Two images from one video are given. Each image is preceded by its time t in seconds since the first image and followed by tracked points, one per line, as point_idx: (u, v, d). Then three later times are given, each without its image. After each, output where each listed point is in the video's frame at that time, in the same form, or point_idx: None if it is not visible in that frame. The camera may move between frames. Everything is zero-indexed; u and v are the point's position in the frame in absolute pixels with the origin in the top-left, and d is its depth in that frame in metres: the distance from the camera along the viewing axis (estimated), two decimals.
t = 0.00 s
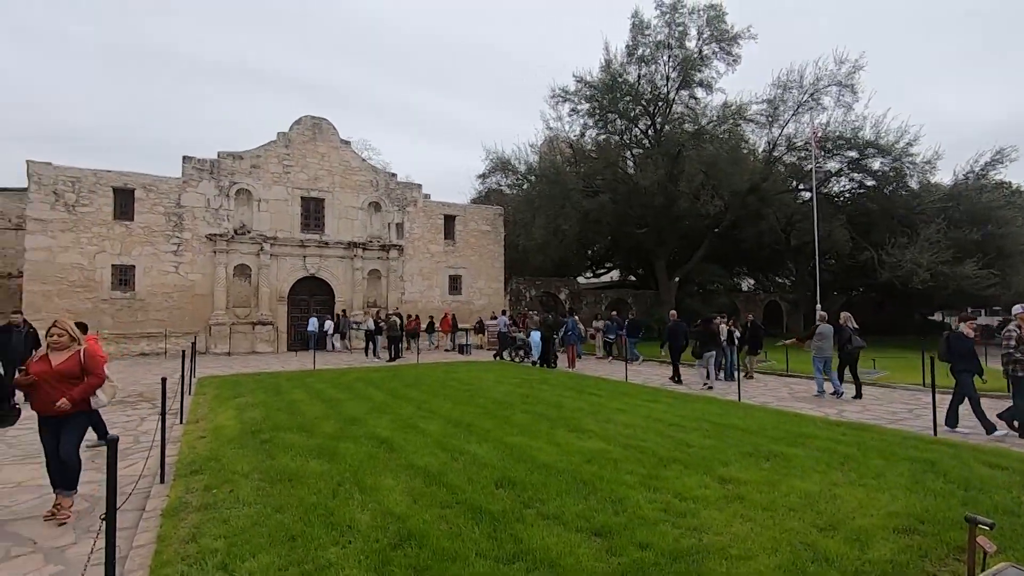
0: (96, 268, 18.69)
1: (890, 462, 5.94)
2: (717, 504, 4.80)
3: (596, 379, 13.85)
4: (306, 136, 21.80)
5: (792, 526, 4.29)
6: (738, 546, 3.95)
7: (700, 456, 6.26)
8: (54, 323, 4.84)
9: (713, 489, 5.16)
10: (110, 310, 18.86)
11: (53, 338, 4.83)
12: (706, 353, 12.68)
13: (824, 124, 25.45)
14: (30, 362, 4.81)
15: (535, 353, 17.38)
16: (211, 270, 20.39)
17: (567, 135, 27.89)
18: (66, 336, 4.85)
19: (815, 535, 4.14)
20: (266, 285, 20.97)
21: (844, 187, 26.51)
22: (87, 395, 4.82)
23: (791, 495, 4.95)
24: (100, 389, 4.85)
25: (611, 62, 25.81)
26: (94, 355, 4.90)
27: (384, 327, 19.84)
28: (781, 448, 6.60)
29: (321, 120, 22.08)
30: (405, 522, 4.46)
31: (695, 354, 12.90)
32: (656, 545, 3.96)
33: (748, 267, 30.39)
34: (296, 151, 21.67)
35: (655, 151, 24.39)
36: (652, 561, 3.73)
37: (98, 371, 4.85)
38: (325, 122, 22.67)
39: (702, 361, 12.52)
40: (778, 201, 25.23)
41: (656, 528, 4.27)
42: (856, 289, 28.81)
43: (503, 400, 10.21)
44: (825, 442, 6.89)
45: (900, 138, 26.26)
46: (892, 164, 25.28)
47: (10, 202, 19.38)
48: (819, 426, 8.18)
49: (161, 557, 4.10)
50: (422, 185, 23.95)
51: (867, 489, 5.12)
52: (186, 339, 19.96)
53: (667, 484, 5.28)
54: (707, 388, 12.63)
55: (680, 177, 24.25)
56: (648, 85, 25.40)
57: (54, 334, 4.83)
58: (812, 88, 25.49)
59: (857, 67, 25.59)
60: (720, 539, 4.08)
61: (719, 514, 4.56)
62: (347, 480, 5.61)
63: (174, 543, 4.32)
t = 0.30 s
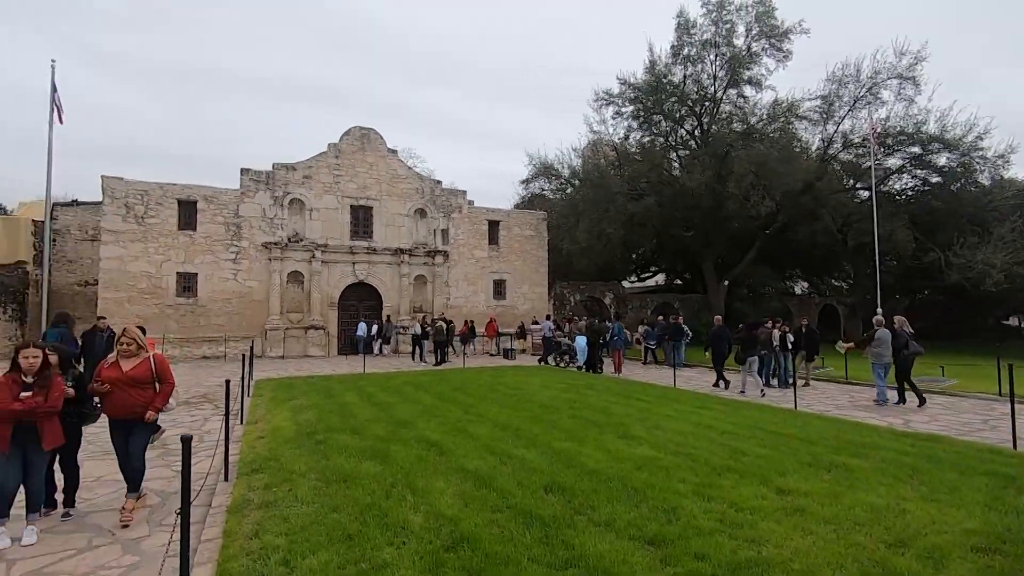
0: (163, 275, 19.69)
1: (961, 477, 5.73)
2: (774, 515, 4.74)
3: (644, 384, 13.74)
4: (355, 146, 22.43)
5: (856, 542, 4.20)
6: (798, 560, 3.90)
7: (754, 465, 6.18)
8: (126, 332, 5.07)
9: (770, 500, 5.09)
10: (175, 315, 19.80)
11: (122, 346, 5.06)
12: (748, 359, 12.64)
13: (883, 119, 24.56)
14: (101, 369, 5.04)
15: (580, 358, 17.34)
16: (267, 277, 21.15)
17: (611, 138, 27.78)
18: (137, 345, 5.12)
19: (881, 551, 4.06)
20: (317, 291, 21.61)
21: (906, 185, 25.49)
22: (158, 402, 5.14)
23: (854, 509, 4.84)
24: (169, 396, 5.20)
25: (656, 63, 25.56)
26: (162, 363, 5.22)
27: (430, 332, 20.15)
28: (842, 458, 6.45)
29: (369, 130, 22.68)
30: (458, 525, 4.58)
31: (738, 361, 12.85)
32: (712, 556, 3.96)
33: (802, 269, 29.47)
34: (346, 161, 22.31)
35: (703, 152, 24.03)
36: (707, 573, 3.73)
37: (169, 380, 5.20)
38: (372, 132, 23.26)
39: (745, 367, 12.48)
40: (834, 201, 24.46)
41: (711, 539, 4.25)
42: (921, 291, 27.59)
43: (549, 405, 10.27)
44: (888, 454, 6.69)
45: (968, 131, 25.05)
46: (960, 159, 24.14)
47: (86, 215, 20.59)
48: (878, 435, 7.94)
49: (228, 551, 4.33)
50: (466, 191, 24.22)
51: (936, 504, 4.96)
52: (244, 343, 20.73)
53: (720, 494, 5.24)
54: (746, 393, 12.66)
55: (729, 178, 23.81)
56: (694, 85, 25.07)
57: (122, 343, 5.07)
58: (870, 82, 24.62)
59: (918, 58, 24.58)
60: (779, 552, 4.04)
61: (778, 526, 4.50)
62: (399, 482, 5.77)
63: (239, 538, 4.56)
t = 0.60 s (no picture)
0: (222, 280, 20.57)
1: None
2: (835, 529, 4.67)
3: (692, 390, 13.55)
4: (402, 154, 22.94)
5: (927, 561, 4.11)
6: None
7: (812, 477, 6.08)
8: (186, 336, 5.31)
9: (832, 514, 5.00)
10: (233, 318, 20.64)
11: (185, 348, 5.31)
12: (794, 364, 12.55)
13: (950, 112, 23.58)
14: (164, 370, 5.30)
15: (626, 363, 17.23)
16: (318, 282, 21.81)
17: (657, 139, 27.53)
18: (196, 349, 5.36)
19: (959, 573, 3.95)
20: (366, 295, 22.15)
21: (977, 181, 24.46)
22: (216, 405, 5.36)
23: (923, 527, 4.72)
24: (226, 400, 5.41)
25: (703, 62, 25.22)
26: (220, 367, 5.45)
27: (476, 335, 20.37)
28: (907, 472, 6.28)
29: (415, 137, 23.15)
30: (506, 528, 4.68)
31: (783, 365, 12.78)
32: (768, 569, 3.95)
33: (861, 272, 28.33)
34: (393, 168, 22.85)
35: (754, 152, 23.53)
36: None
37: (226, 384, 5.42)
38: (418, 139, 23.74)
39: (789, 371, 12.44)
40: (896, 200, 23.56)
41: (768, 552, 4.23)
42: (993, 295, 26.23)
43: (595, 410, 10.29)
44: (959, 468, 6.48)
45: None
46: None
47: (152, 223, 21.71)
48: (943, 448, 7.65)
49: (286, 546, 4.56)
50: (510, 196, 24.38)
51: (1011, 524, 4.78)
52: (296, 346, 21.42)
53: (775, 506, 5.18)
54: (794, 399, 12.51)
55: (780, 178, 23.29)
56: (744, 83, 24.60)
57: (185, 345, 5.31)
58: (936, 73, 23.64)
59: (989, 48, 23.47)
60: (841, 568, 3.98)
61: (839, 541, 4.44)
62: (446, 484, 5.92)
63: (296, 534, 4.78)
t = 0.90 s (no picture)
0: (283, 286, 21.42)
1: None
2: (908, 549, 4.57)
3: (747, 398, 13.28)
4: (452, 160, 23.38)
5: None
6: None
7: (882, 492, 5.92)
8: (243, 340, 5.28)
9: (905, 533, 4.89)
10: (292, 322, 21.45)
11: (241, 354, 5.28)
12: (849, 371, 12.23)
13: None
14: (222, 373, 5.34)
15: (678, 369, 17.00)
16: (372, 287, 22.40)
17: (710, 139, 27.08)
18: (253, 353, 5.32)
19: None
20: (418, 299, 22.61)
21: None
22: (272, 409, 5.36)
23: (1007, 550, 4.57)
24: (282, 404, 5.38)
25: (760, 59, 24.66)
26: (276, 371, 5.41)
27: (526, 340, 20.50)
28: (989, 491, 6.04)
29: (465, 144, 23.55)
30: (559, 535, 4.78)
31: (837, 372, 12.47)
32: None
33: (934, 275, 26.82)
34: (444, 175, 23.31)
35: (815, 150, 22.71)
36: None
37: (281, 388, 5.38)
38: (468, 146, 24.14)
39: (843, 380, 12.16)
40: (973, 196, 22.50)
41: (836, 569, 4.19)
42: None
43: (648, 417, 10.24)
44: None
45: None
46: None
47: (219, 232, 22.82)
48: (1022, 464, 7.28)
49: (346, 544, 4.78)
50: (559, 200, 24.46)
51: None
52: (352, 349, 22.06)
53: (843, 522, 5.10)
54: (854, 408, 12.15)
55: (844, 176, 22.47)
56: (803, 79, 23.97)
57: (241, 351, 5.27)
58: (1017, 61, 22.39)
59: None
60: None
61: (914, 561, 4.35)
62: (499, 488, 6.05)
63: (356, 533, 5.00)
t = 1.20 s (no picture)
0: (334, 292, 22.06)
1: None
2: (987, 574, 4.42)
3: (802, 408, 12.92)
4: (498, 167, 23.66)
5: None
6: None
7: (954, 513, 5.73)
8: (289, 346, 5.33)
9: (983, 557, 4.73)
10: (344, 327, 22.04)
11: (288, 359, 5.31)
12: (904, 380, 11.83)
13: None
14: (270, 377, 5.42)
15: (729, 378, 16.66)
16: (420, 292, 22.79)
17: (762, 141, 26.53)
18: (299, 359, 5.35)
19: None
20: (464, 305, 22.88)
21: None
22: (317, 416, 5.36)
23: None
24: (328, 410, 5.37)
25: (815, 56, 24.02)
26: (321, 377, 5.42)
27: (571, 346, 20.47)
28: None
29: (510, 151, 23.80)
30: (610, 545, 4.81)
31: (892, 381, 12.09)
32: None
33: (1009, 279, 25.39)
34: (489, 182, 23.59)
35: (875, 149, 21.93)
36: None
37: (327, 395, 5.38)
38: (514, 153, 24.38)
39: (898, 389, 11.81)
40: None
41: None
42: None
43: (698, 426, 10.14)
44: None
45: None
46: None
47: (275, 240, 23.73)
48: None
49: (398, 546, 4.93)
50: (605, 206, 24.38)
51: None
52: (400, 354, 22.48)
53: (913, 542, 4.96)
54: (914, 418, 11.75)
55: (908, 176, 21.56)
56: (862, 75, 23.26)
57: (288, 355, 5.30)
58: None
59: None
60: None
61: None
62: (548, 495, 6.11)
63: (408, 535, 5.15)
